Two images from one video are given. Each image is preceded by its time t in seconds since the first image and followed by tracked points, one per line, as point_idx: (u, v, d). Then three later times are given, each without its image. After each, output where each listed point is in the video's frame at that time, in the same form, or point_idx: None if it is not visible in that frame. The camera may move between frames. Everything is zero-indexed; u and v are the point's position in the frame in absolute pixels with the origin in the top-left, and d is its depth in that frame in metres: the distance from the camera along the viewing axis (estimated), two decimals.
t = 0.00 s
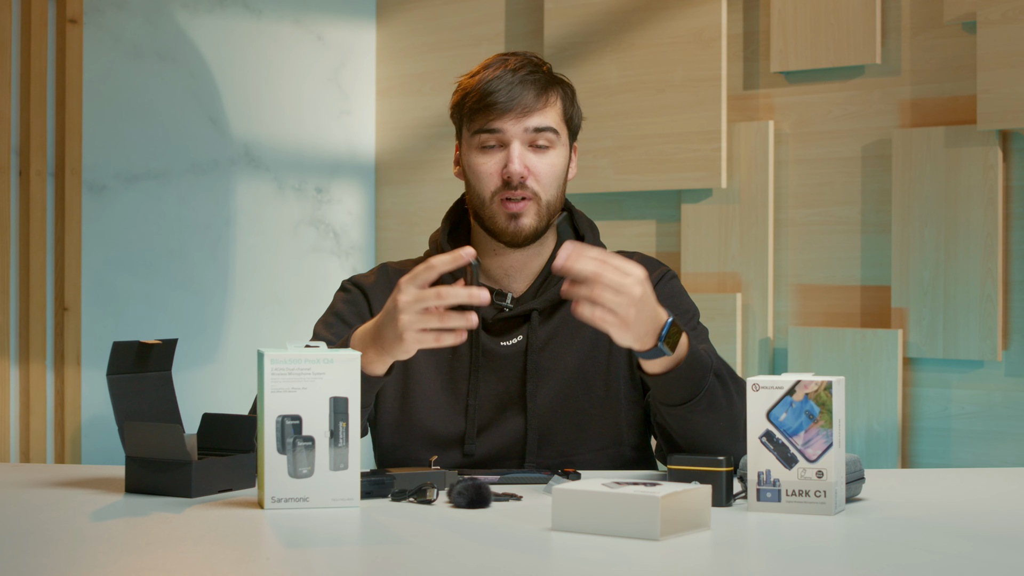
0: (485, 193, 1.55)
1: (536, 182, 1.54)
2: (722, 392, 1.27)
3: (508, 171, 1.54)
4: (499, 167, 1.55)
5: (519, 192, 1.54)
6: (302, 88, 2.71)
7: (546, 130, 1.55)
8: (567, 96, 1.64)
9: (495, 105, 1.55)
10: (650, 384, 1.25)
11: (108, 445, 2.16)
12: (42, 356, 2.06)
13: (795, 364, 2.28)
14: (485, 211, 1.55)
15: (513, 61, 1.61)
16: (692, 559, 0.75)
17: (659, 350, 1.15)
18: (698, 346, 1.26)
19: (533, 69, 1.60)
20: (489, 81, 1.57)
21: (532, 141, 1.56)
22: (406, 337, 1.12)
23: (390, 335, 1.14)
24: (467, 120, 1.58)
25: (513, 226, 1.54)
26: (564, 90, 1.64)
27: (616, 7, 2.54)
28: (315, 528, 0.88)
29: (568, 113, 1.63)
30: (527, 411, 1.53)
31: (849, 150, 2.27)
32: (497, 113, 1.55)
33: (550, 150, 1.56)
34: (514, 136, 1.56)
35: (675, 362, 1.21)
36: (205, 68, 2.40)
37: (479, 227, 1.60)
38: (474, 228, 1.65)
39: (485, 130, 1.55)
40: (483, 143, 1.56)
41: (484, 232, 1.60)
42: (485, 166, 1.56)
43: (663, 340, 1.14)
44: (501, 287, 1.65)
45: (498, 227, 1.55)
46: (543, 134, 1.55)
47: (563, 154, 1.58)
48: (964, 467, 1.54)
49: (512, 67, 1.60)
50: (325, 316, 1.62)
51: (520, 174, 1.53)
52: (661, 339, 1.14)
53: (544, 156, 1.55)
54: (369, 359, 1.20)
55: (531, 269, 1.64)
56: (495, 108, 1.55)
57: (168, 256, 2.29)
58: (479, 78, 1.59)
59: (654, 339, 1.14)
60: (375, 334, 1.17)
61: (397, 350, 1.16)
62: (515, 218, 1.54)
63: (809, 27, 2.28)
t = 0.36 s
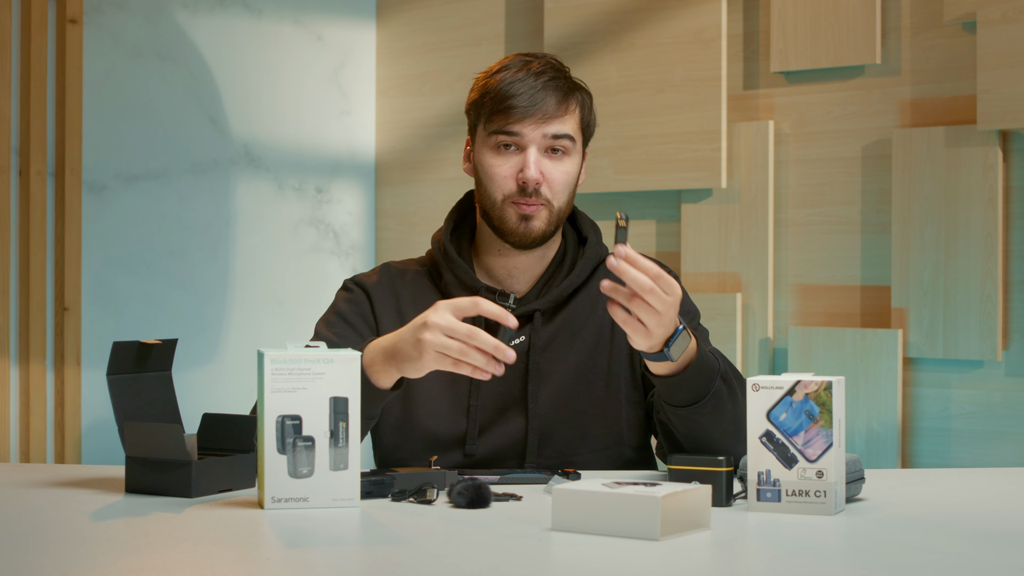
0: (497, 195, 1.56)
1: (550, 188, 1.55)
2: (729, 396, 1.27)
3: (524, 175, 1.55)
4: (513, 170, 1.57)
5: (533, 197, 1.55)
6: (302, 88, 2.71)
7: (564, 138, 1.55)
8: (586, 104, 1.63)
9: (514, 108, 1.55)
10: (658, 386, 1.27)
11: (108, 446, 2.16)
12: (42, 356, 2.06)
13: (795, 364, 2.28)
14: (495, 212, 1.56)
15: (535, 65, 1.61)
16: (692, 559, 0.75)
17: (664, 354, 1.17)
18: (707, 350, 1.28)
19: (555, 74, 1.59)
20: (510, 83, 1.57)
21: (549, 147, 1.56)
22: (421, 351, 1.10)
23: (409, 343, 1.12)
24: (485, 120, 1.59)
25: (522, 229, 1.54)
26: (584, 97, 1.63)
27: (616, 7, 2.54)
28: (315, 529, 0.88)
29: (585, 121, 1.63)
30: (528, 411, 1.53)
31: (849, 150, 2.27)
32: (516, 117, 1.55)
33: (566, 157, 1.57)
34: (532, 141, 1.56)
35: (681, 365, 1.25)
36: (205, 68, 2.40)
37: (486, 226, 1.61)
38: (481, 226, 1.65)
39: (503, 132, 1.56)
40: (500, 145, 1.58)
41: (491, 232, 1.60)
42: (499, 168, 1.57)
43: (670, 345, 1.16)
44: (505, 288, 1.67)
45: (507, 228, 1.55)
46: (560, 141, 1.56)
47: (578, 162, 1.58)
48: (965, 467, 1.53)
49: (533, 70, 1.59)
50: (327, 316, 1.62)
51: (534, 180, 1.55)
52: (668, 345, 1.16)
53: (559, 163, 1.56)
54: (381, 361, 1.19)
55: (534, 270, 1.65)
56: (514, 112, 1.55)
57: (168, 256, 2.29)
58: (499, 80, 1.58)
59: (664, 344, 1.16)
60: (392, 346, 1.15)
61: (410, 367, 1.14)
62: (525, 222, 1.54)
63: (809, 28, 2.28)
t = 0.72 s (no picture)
0: (500, 194, 1.56)
1: (553, 186, 1.55)
2: (726, 393, 1.27)
3: (526, 173, 1.55)
4: (516, 169, 1.57)
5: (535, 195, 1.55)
6: (302, 88, 2.71)
7: (567, 136, 1.54)
8: (589, 103, 1.63)
9: (517, 107, 1.55)
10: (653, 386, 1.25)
11: (108, 446, 2.16)
12: (42, 356, 2.05)
13: (795, 364, 2.28)
14: (498, 211, 1.56)
15: (537, 64, 1.61)
16: (692, 559, 0.75)
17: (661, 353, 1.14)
18: (702, 348, 1.26)
19: (557, 73, 1.59)
20: (512, 82, 1.57)
21: (551, 145, 1.56)
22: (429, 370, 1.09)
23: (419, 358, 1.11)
24: (487, 119, 1.59)
25: (526, 227, 1.55)
26: (586, 96, 1.63)
27: (616, 7, 2.54)
28: (315, 529, 0.88)
29: (588, 120, 1.62)
30: (531, 412, 1.54)
31: (849, 150, 2.27)
32: (518, 115, 1.55)
33: (568, 155, 1.56)
34: (534, 139, 1.56)
35: (677, 365, 1.22)
36: (206, 68, 2.40)
37: (490, 226, 1.61)
38: (484, 227, 1.65)
39: (505, 131, 1.56)
40: (502, 144, 1.57)
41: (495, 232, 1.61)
42: (502, 167, 1.57)
43: (665, 343, 1.13)
44: (508, 289, 1.67)
45: (510, 228, 1.56)
46: (562, 139, 1.55)
47: (581, 160, 1.58)
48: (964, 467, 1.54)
49: (536, 69, 1.59)
50: (330, 316, 1.62)
51: (537, 177, 1.54)
52: (664, 343, 1.13)
53: (561, 161, 1.55)
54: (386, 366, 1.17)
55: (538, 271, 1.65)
56: (516, 110, 1.55)
57: (168, 256, 2.29)
58: (502, 79, 1.58)
59: (658, 342, 1.12)
60: (406, 352, 1.13)
61: (415, 376, 1.12)
62: (528, 221, 1.54)
63: (809, 28, 2.28)
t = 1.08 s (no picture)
0: (499, 193, 1.56)
1: (552, 185, 1.55)
2: (736, 399, 1.27)
3: (525, 172, 1.55)
4: (515, 168, 1.57)
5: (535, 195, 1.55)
6: (302, 89, 2.71)
7: (565, 135, 1.55)
8: (588, 102, 1.63)
9: (515, 106, 1.55)
10: (666, 392, 1.26)
11: (109, 446, 2.16)
12: (42, 356, 2.05)
13: (794, 364, 2.28)
14: (498, 211, 1.56)
15: (536, 63, 1.60)
16: (692, 559, 0.75)
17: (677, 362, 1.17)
18: (716, 354, 1.27)
19: (556, 72, 1.59)
20: (510, 81, 1.57)
21: (550, 144, 1.56)
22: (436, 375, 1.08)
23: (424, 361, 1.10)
24: (486, 119, 1.59)
25: (525, 228, 1.55)
26: (585, 95, 1.63)
27: (616, 7, 2.54)
28: (315, 529, 0.88)
29: (588, 119, 1.62)
30: (531, 411, 1.54)
31: (849, 150, 2.27)
32: (517, 114, 1.55)
33: (568, 154, 1.56)
34: (532, 138, 1.56)
35: (694, 372, 1.24)
36: (205, 68, 2.39)
37: (490, 226, 1.61)
38: (485, 227, 1.66)
39: (504, 130, 1.56)
40: (501, 143, 1.58)
41: (496, 232, 1.61)
42: (501, 167, 1.57)
43: (683, 353, 1.16)
44: (510, 288, 1.67)
45: (509, 228, 1.55)
46: (562, 138, 1.55)
47: (580, 159, 1.58)
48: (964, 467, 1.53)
49: (534, 68, 1.59)
50: (331, 316, 1.62)
51: (536, 176, 1.54)
52: (682, 355, 1.16)
53: (561, 160, 1.56)
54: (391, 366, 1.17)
55: (540, 270, 1.65)
56: (515, 109, 1.55)
57: (168, 256, 2.29)
58: (500, 78, 1.59)
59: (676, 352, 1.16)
60: (411, 355, 1.13)
61: (421, 380, 1.12)
62: (527, 221, 1.54)
63: (809, 28, 2.28)
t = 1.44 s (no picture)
0: (495, 191, 1.56)
1: (548, 180, 1.55)
2: (733, 401, 1.28)
3: (520, 168, 1.55)
4: (510, 165, 1.56)
5: (531, 191, 1.55)
6: (302, 89, 2.71)
7: (559, 130, 1.56)
8: (582, 98, 1.64)
9: (508, 102, 1.56)
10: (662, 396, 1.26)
11: (109, 445, 2.16)
12: (42, 356, 2.06)
13: (794, 364, 2.28)
14: (495, 210, 1.56)
15: (528, 61, 1.61)
16: (692, 559, 0.75)
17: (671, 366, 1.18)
18: (711, 356, 1.27)
19: (548, 69, 1.61)
20: (503, 78, 1.58)
21: (545, 140, 1.57)
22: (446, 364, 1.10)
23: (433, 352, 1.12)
24: (480, 118, 1.60)
25: (524, 227, 1.54)
26: (579, 92, 1.64)
27: (616, 7, 2.54)
28: (315, 529, 0.88)
29: (582, 115, 1.63)
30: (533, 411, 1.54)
31: (849, 150, 2.27)
32: (510, 111, 1.56)
33: (563, 150, 1.57)
34: (526, 134, 1.57)
35: (688, 375, 1.24)
36: (205, 68, 2.39)
37: (489, 226, 1.61)
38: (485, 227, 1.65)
39: (498, 128, 1.57)
40: (495, 141, 1.58)
41: (496, 233, 1.61)
42: (496, 164, 1.57)
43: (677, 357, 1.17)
44: (511, 288, 1.67)
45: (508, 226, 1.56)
46: (555, 133, 1.56)
47: (575, 155, 1.59)
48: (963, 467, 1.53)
49: (527, 66, 1.60)
50: (332, 316, 1.63)
51: (531, 172, 1.54)
52: (676, 357, 1.17)
53: (556, 155, 1.56)
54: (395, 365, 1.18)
55: (540, 270, 1.65)
56: (508, 106, 1.56)
57: (168, 256, 2.29)
58: (493, 77, 1.60)
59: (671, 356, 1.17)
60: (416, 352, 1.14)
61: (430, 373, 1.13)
62: (525, 218, 1.54)
63: (809, 28, 2.28)
